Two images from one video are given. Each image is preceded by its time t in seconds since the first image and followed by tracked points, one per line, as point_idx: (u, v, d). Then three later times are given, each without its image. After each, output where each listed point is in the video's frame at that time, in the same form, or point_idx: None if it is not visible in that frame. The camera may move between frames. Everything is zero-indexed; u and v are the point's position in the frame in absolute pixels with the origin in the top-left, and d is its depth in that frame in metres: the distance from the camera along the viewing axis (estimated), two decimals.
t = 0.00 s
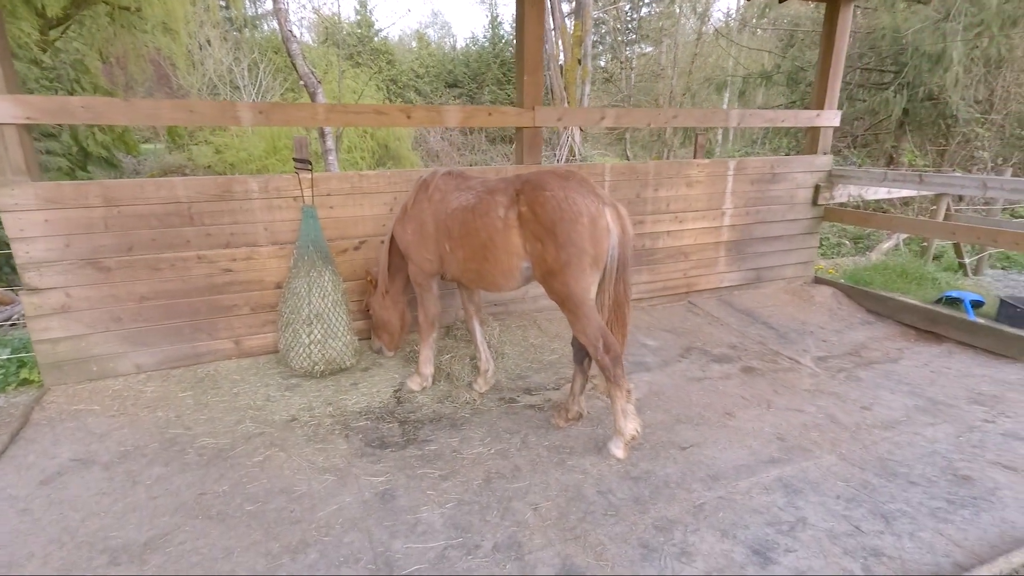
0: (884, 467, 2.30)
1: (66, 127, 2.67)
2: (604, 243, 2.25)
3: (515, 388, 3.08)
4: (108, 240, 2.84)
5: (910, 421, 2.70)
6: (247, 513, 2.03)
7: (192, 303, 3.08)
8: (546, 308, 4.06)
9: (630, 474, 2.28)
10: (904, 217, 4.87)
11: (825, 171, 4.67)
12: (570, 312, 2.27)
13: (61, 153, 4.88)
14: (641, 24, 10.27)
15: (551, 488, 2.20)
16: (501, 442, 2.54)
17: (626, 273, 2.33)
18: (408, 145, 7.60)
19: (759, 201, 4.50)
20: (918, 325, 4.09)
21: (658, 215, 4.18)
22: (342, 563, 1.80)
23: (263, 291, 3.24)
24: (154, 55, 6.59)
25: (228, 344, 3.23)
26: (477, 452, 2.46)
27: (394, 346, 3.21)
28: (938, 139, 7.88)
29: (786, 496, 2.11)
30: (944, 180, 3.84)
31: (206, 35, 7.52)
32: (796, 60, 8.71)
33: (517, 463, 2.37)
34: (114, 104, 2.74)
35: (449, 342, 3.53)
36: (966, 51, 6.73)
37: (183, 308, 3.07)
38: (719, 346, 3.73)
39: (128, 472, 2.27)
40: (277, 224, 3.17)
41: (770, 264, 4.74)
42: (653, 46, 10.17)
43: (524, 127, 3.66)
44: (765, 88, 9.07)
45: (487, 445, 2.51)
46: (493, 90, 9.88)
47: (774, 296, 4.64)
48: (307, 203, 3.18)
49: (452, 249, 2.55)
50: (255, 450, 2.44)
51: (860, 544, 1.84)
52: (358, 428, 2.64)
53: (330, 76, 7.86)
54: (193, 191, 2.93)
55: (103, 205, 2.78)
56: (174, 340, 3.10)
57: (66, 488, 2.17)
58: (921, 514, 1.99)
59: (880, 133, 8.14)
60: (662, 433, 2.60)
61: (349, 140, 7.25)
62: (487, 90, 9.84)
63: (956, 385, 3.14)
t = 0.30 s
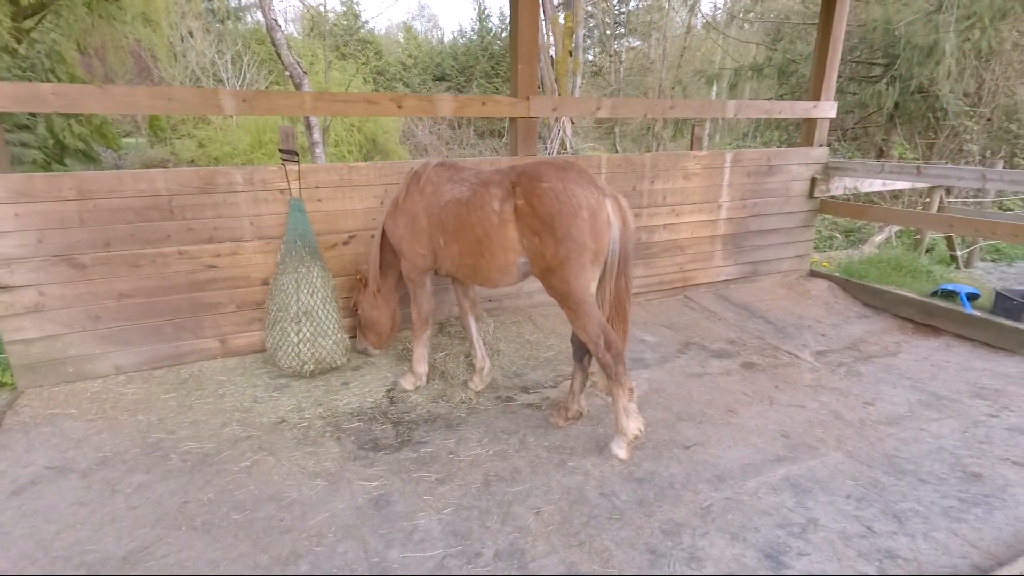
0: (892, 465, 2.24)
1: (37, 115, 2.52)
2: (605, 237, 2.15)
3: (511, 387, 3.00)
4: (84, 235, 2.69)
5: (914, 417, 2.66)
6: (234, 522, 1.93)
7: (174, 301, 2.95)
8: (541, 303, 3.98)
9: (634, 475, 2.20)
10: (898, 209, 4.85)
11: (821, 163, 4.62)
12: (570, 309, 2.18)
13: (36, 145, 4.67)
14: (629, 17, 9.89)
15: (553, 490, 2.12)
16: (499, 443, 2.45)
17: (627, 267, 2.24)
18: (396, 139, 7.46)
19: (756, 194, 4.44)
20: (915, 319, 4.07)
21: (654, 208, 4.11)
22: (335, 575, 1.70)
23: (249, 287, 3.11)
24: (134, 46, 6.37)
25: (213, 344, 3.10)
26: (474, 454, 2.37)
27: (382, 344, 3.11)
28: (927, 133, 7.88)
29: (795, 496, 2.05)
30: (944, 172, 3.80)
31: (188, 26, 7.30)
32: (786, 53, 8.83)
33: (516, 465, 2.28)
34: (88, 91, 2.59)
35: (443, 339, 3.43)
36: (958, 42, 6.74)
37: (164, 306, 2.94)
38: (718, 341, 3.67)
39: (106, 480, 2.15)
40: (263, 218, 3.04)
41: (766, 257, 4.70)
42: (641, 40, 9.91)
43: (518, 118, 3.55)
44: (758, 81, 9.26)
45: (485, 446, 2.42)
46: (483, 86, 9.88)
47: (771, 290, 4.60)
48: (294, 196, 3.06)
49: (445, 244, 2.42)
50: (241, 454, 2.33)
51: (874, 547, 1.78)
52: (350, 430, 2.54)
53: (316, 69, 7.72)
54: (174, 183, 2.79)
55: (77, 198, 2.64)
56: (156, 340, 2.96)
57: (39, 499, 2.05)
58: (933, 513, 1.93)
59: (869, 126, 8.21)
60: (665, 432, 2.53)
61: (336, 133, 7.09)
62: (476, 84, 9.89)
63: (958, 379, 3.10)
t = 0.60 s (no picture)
0: (913, 472, 2.15)
1: None
2: (613, 234, 2.01)
3: (511, 391, 2.86)
4: (52, 233, 2.50)
5: (929, 419, 2.57)
6: (216, 547, 1.77)
7: (151, 303, 2.76)
8: (538, 303, 3.84)
9: (646, 487, 2.08)
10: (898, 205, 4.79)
11: (822, 157, 4.54)
12: (575, 311, 2.03)
13: (5, 138, 4.41)
14: (618, 12, 9.81)
15: (561, 505, 1.99)
16: (501, 453, 2.31)
17: (637, 266, 2.10)
18: (382, 133, 7.26)
19: (756, 189, 4.35)
20: (918, 317, 4.00)
21: (654, 204, 3.98)
22: None
23: (232, 288, 2.93)
24: (110, 36, 6.09)
25: (194, 348, 2.92)
26: (476, 465, 2.23)
27: (372, 347, 2.96)
28: (917, 129, 7.86)
29: (816, 508, 1.94)
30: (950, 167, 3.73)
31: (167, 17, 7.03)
32: (779, 47, 8.58)
33: (521, 477, 2.15)
34: (53, 77, 2.39)
35: (438, 341, 3.28)
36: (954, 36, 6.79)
37: (141, 309, 2.75)
38: (721, 340, 3.56)
39: (77, 501, 1.98)
40: (247, 215, 2.86)
41: (766, 254, 4.61)
42: (629, 35, 9.90)
43: (515, 110, 3.40)
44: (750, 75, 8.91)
45: (487, 457, 2.28)
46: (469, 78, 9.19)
47: (771, 287, 4.51)
48: (279, 191, 2.88)
49: (441, 242, 2.27)
50: (225, 469, 2.17)
51: (905, 564, 1.68)
52: (342, 441, 2.39)
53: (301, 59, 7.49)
54: (150, 177, 2.61)
55: (45, 193, 2.45)
56: (132, 345, 2.78)
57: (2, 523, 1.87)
58: (962, 525, 1.84)
59: (861, 121, 8.15)
60: (674, 439, 2.42)
61: (322, 128, 6.87)
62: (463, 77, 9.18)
63: (968, 379, 3.03)
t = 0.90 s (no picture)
0: (929, 484, 2.08)
1: None
2: (622, 240, 1.92)
3: (511, 401, 2.75)
4: (23, 239, 2.35)
5: (939, 427, 2.51)
6: None
7: (130, 313, 2.62)
8: (536, 307, 3.74)
9: (656, 504, 1.99)
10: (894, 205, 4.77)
11: (820, 158, 4.49)
12: (581, 321, 1.92)
13: None
14: (606, 12, 9.61)
15: (568, 525, 1.89)
16: (503, 468, 2.21)
17: (646, 274, 2.01)
18: (370, 133, 7.13)
19: (755, 189, 4.29)
20: (919, 320, 3.95)
21: (654, 205, 3.91)
22: None
23: (217, 296, 2.79)
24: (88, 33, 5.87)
25: (177, 359, 2.78)
26: (477, 482, 2.13)
27: (364, 355, 2.84)
28: (906, 129, 7.90)
29: (834, 524, 1.86)
30: (950, 168, 3.70)
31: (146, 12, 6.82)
32: (772, 47, 8.53)
33: (525, 495, 2.05)
34: (23, 73, 2.23)
35: (434, 348, 3.16)
36: (946, 36, 6.81)
37: (121, 318, 2.61)
38: (723, 345, 3.49)
39: (49, 528, 1.83)
40: (232, 219, 2.72)
41: (764, 256, 4.56)
42: (616, 36, 9.80)
43: (512, 109, 3.29)
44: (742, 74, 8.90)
45: (488, 473, 2.17)
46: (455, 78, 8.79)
47: (769, 289, 4.46)
48: (266, 193, 2.75)
49: (437, 247, 2.14)
50: (210, 490, 2.04)
51: None
52: (334, 457, 2.27)
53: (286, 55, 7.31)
54: (129, 179, 2.46)
55: (15, 196, 2.30)
56: (111, 356, 2.63)
57: None
58: (985, 541, 1.77)
59: (850, 121, 8.23)
60: (681, 451, 2.33)
61: (307, 127, 6.70)
62: (450, 77, 8.79)
63: (973, 384, 2.99)
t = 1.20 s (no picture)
0: (943, 483, 2.07)
1: None
2: (641, 238, 1.88)
3: (517, 403, 2.70)
4: (9, 239, 2.25)
5: (948, 425, 2.51)
6: None
7: (123, 314, 2.52)
8: (537, 307, 3.70)
9: (672, 507, 1.96)
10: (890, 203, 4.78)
11: (818, 156, 4.50)
12: (599, 321, 1.87)
13: None
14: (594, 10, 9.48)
15: (585, 530, 1.85)
16: (514, 472, 2.16)
17: (664, 273, 1.97)
18: (358, 131, 7.04)
19: (755, 187, 4.28)
20: (918, 317, 3.97)
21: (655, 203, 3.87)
22: None
23: (213, 296, 2.70)
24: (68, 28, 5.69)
25: (172, 362, 2.69)
26: (488, 487, 2.07)
27: (364, 355, 2.75)
28: (895, 128, 7.98)
29: (853, 526, 1.84)
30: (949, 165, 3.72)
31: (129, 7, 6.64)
32: (763, 46, 8.55)
33: (538, 499, 2.00)
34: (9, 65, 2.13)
35: (436, 349, 3.11)
36: (938, 35, 6.92)
37: (114, 320, 2.51)
38: (726, 344, 3.47)
39: (43, 542, 1.75)
40: (229, 217, 2.64)
41: (763, 254, 4.55)
42: (604, 34, 9.70)
43: (514, 105, 3.24)
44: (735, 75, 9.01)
45: (499, 477, 2.12)
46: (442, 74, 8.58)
47: (768, 287, 4.45)
48: (265, 190, 2.67)
49: (446, 246, 2.08)
50: (212, 499, 1.96)
51: None
52: (340, 462, 2.20)
53: (276, 51, 7.21)
54: (121, 176, 2.37)
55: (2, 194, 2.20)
56: (103, 360, 2.54)
57: None
58: (1006, 542, 1.76)
59: (840, 120, 8.26)
60: (693, 452, 2.30)
61: (295, 125, 6.58)
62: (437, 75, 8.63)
63: (977, 380, 3.00)
